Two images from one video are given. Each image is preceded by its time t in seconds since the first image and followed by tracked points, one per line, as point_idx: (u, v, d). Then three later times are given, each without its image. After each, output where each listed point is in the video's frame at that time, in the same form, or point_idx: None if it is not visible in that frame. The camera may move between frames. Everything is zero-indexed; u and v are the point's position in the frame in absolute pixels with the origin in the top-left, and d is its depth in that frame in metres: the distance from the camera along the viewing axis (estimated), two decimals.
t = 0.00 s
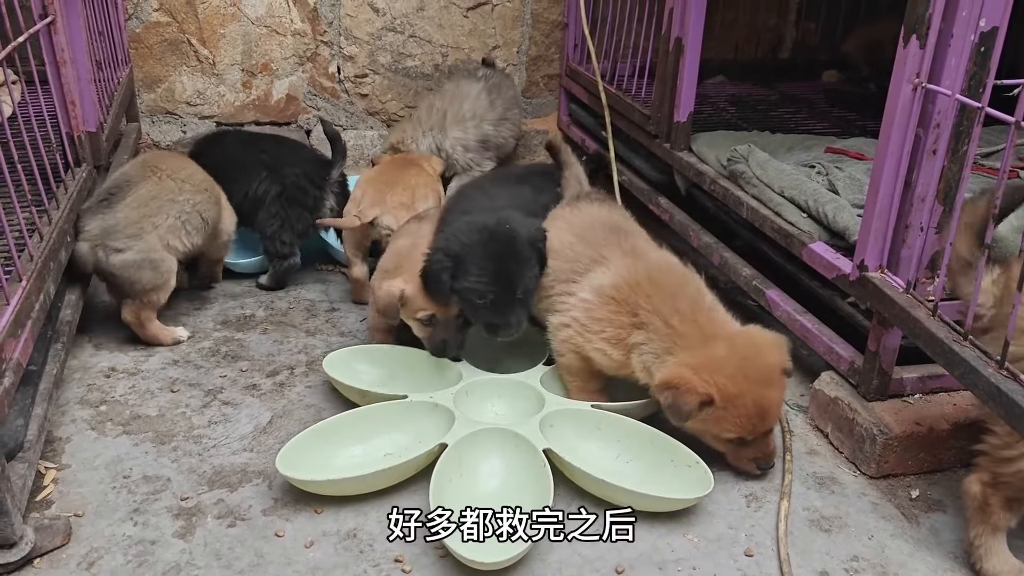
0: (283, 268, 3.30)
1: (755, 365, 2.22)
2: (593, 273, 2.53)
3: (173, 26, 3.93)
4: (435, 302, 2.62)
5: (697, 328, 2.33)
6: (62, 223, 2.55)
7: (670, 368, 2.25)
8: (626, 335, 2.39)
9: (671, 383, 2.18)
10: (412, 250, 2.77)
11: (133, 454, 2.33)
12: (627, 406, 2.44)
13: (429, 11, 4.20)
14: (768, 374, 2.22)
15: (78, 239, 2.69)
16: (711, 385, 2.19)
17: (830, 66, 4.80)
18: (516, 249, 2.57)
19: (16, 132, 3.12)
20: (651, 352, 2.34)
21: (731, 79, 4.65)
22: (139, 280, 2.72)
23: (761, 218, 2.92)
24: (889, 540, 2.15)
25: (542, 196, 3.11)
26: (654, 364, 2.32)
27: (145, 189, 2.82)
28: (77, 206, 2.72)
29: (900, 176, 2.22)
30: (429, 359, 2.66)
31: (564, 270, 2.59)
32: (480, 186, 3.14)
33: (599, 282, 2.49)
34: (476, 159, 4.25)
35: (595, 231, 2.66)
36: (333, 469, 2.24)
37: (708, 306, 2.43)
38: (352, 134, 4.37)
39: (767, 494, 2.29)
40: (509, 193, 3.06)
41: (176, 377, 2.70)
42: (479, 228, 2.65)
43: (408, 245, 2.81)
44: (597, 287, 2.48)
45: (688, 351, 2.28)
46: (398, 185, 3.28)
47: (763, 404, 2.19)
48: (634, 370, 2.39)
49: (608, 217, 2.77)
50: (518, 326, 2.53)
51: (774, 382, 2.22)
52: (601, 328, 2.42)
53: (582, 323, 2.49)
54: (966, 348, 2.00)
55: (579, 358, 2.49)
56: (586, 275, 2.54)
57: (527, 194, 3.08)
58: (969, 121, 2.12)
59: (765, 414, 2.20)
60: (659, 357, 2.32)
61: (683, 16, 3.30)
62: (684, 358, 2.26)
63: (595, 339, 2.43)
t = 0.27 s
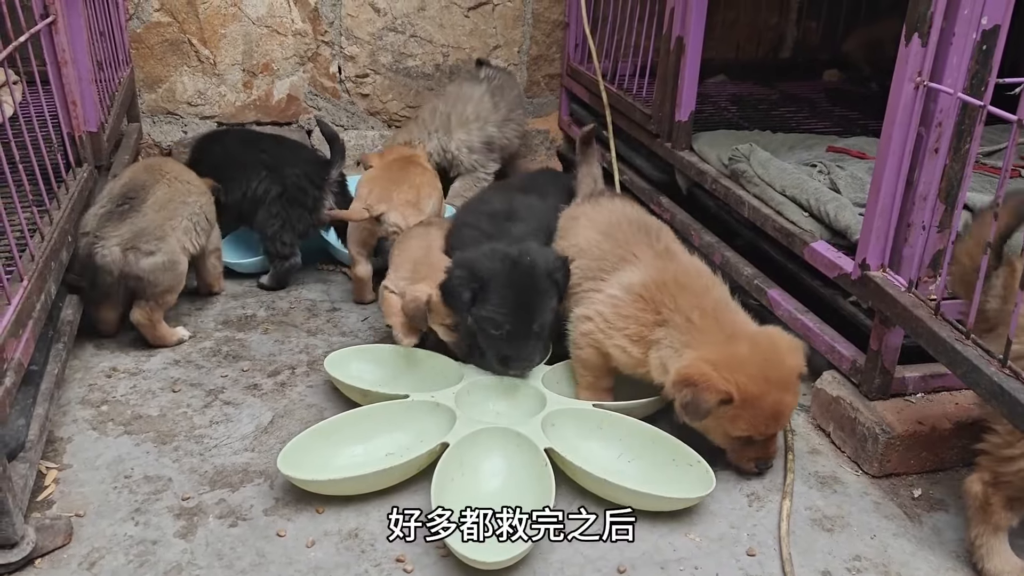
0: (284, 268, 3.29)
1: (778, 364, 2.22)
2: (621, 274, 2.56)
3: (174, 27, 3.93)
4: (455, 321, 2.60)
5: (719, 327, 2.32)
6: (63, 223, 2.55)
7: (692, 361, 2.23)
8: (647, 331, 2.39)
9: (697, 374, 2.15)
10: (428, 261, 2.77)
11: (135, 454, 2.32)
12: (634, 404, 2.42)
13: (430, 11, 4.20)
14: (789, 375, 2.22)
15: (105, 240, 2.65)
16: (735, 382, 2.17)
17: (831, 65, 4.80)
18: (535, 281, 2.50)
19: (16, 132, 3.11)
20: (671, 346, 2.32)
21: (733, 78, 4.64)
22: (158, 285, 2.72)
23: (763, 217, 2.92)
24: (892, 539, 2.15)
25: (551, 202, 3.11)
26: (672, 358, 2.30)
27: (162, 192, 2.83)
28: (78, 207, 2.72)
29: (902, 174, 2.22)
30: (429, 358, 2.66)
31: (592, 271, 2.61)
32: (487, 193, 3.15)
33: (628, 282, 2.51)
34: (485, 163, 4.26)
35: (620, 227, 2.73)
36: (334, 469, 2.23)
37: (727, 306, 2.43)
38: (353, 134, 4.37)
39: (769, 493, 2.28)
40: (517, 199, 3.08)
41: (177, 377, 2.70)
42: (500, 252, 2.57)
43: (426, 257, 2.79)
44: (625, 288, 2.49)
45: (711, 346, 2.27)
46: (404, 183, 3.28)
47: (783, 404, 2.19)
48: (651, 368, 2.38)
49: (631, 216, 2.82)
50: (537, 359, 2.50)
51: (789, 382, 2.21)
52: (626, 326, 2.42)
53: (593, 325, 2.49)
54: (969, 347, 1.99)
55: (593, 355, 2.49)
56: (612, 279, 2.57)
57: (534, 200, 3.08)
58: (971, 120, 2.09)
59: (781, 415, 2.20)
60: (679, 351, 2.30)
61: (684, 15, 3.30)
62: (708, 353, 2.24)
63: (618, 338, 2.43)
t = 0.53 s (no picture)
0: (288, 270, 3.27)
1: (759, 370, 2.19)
2: (618, 271, 2.55)
3: (175, 28, 3.93)
4: (437, 339, 2.47)
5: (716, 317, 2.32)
6: (65, 224, 2.55)
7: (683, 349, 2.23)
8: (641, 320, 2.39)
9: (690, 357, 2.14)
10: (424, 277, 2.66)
11: (136, 455, 2.33)
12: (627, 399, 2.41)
13: (431, 12, 4.21)
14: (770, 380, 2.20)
15: (125, 232, 2.68)
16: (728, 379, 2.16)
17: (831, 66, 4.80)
18: (529, 316, 2.37)
19: (18, 133, 3.12)
20: (666, 329, 2.33)
21: (733, 78, 4.65)
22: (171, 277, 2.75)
23: (764, 217, 2.92)
24: (893, 540, 2.15)
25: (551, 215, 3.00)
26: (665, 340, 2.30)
27: (157, 185, 2.84)
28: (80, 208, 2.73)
29: (903, 174, 2.22)
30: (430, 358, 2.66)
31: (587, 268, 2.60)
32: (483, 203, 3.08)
33: (623, 277, 2.51)
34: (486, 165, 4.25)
35: (609, 227, 2.71)
36: (336, 470, 2.23)
37: (726, 299, 2.42)
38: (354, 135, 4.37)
39: (770, 493, 2.28)
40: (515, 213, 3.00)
41: (178, 377, 2.70)
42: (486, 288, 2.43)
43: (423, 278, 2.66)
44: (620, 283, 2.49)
45: (709, 335, 2.25)
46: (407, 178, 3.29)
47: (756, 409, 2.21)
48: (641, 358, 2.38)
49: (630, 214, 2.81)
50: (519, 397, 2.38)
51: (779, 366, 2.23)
52: (620, 318, 2.43)
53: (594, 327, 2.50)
54: (971, 347, 1.99)
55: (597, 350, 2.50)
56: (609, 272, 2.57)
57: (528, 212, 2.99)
58: (972, 120, 2.10)
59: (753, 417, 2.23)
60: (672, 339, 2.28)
61: (684, 16, 3.30)
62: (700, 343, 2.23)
63: (613, 331, 2.44)
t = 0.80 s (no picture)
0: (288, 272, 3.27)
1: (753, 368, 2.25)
2: (614, 259, 2.60)
3: (175, 28, 3.93)
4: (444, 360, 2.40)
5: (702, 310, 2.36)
6: (66, 224, 2.55)
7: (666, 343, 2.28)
8: (631, 311, 2.44)
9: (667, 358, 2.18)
10: (412, 279, 2.60)
11: (137, 454, 2.33)
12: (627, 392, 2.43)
13: (432, 11, 4.21)
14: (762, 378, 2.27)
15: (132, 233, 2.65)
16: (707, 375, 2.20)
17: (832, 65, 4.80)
18: (539, 334, 2.36)
19: (18, 133, 3.12)
20: (649, 325, 2.37)
21: (734, 78, 4.64)
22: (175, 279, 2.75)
23: (765, 217, 2.91)
24: (895, 539, 2.15)
25: (545, 221, 2.98)
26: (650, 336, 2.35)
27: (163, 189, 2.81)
28: (80, 208, 2.73)
29: (905, 173, 2.22)
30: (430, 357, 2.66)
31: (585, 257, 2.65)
32: (476, 206, 3.06)
33: (617, 266, 2.56)
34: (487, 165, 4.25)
35: (619, 218, 2.76)
36: (337, 470, 2.23)
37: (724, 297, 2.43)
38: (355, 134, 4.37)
39: (771, 492, 2.28)
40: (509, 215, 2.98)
41: (179, 377, 2.70)
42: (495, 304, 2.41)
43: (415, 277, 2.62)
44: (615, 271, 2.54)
45: (688, 331, 2.29)
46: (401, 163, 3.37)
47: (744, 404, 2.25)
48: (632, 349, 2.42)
49: (629, 204, 2.87)
50: (533, 414, 2.36)
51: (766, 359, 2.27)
52: (609, 306, 2.48)
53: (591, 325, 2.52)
54: (972, 347, 1.99)
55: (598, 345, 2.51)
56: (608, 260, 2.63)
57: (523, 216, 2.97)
58: (973, 119, 2.08)
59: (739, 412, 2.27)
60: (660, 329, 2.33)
61: (684, 15, 3.30)
62: (682, 337, 2.28)
63: (604, 318, 2.48)
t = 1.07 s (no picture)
0: (286, 273, 3.27)
1: (729, 366, 2.24)
2: (611, 255, 2.66)
3: (177, 27, 3.93)
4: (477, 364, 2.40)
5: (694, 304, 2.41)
6: (68, 224, 2.55)
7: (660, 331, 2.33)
8: (630, 305, 2.50)
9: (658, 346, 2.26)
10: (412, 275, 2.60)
11: (139, 453, 2.33)
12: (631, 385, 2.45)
13: (433, 11, 4.21)
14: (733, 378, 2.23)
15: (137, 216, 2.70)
16: (681, 360, 2.24)
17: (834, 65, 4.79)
18: (569, 271, 2.47)
19: (21, 133, 3.12)
20: (649, 313, 2.43)
21: (736, 78, 4.64)
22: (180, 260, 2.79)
23: (766, 216, 2.91)
24: (897, 538, 2.15)
25: (540, 206, 2.90)
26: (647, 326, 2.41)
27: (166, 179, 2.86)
28: (82, 207, 2.74)
29: (905, 173, 2.22)
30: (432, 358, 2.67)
31: (584, 250, 2.70)
32: (469, 198, 2.90)
33: (615, 261, 2.62)
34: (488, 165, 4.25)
35: (615, 217, 2.79)
36: (338, 469, 2.23)
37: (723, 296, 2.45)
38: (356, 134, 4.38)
39: (773, 492, 2.28)
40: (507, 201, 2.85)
41: (181, 376, 2.70)
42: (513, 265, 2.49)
43: (416, 276, 2.58)
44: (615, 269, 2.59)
45: (682, 320, 2.36)
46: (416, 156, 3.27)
47: (706, 397, 2.21)
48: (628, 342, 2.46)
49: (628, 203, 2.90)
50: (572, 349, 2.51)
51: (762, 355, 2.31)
52: (608, 301, 2.53)
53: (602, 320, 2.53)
54: (973, 346, 1.99)
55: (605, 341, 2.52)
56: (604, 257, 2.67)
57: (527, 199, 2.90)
58: (975, 118, 2.08)
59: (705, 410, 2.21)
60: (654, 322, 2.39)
61: (686, 14, 3.30)
62: (675, 326, 2.34)
63: (603, 314, 2.53)
